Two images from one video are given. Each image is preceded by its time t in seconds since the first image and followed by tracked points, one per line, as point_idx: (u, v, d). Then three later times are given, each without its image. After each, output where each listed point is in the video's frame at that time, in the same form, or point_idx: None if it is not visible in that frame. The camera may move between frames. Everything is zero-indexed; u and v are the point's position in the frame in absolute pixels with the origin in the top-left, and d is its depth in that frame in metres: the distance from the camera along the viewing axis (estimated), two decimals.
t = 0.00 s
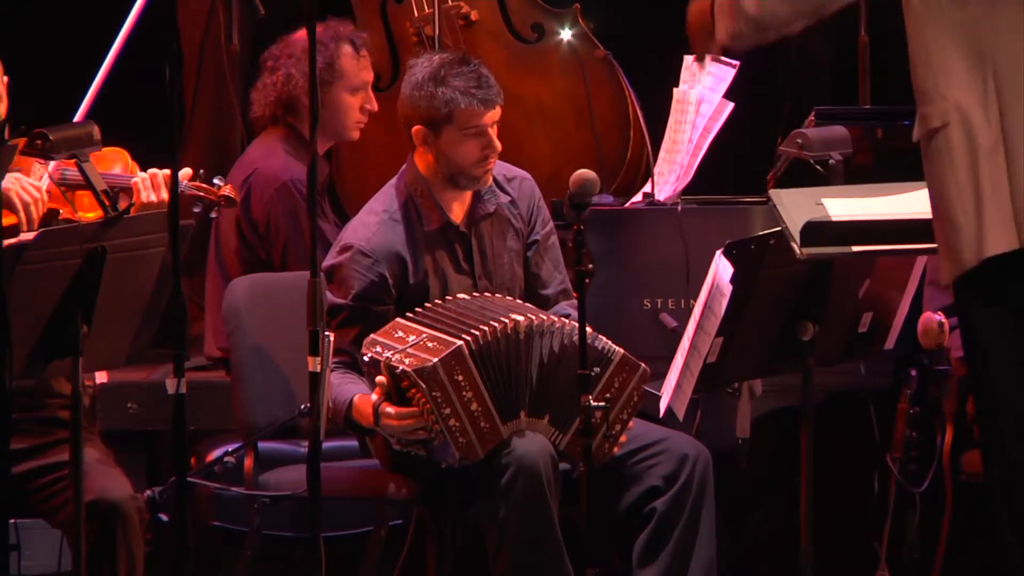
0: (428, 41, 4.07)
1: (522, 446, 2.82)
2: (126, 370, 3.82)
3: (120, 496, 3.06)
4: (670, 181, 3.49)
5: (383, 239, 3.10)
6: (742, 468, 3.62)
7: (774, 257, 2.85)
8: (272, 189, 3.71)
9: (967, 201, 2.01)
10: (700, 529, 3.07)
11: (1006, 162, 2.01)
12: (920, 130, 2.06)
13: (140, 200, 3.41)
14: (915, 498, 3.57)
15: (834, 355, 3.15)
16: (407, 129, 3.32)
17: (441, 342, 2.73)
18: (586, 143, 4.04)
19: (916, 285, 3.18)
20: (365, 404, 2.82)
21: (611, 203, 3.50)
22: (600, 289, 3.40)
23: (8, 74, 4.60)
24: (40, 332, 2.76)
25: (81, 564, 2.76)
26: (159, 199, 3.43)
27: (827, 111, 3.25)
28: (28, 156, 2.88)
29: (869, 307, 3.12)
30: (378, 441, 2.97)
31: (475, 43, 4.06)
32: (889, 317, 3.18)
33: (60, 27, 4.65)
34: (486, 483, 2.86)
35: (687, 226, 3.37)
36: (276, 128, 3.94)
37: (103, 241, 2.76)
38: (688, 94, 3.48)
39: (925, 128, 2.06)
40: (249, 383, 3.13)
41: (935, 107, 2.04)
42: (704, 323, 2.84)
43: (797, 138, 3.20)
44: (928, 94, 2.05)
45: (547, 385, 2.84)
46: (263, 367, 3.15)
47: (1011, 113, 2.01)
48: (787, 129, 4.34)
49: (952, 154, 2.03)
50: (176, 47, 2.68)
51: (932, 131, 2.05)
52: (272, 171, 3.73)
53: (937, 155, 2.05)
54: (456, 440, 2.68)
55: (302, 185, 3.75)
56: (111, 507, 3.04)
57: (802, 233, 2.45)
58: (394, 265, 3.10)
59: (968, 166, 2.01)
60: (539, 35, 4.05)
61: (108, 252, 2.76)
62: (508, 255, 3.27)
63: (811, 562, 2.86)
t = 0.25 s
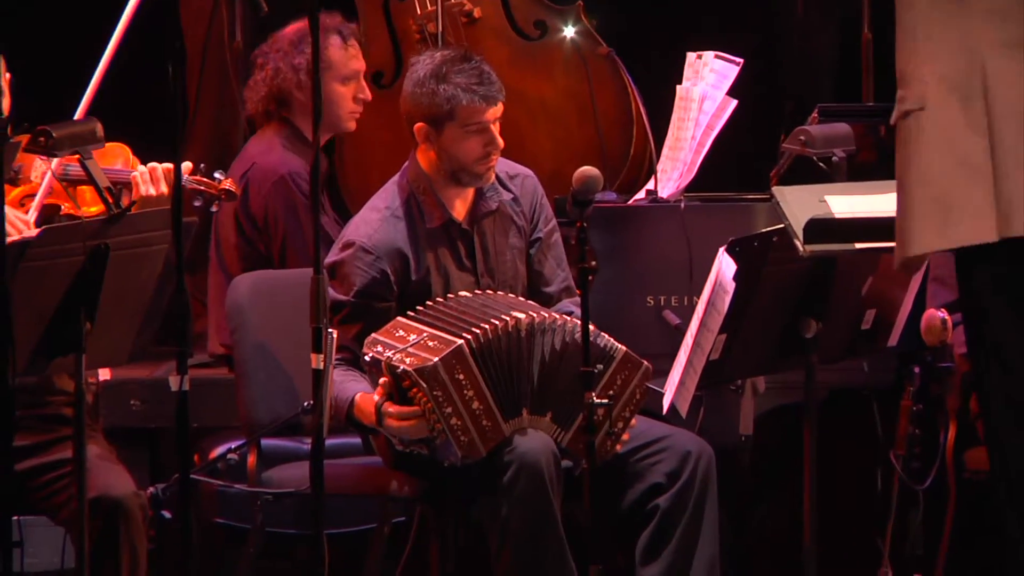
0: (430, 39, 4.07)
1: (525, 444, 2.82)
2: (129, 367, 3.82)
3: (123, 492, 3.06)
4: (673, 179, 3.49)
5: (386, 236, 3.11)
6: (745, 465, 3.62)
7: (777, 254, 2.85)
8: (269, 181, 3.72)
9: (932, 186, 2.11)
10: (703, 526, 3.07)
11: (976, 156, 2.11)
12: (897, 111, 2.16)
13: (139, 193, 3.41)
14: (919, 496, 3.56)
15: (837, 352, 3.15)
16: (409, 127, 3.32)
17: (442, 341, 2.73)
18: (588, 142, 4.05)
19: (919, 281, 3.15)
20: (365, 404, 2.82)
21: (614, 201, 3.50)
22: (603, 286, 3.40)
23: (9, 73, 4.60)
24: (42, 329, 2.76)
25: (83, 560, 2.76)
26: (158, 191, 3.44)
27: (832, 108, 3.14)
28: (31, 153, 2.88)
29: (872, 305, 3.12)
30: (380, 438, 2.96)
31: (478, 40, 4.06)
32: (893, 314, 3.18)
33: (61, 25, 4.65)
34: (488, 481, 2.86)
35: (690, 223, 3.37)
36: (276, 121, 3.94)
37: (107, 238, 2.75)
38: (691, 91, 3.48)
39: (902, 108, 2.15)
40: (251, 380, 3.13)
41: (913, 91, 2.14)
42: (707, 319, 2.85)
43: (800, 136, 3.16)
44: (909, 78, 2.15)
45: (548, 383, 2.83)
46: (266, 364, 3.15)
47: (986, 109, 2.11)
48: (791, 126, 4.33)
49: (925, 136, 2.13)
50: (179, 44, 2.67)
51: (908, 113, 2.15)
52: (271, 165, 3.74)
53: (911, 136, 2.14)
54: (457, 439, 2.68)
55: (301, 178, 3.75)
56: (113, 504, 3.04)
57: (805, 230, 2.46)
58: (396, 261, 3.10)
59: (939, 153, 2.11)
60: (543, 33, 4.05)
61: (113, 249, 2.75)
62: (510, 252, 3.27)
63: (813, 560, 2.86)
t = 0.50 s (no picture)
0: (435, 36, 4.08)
1: (532, 442, 2.82)
2: (135, 365, 3.83)
3: (129, 491, 3.06)
4: (679, 177, 3.50)
5: (388, 227, 3.11)
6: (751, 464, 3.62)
7: (784, 251, 2.85)
8: (271, 176, 3.71)
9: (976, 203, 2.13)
10: (710, 525, 3.07)
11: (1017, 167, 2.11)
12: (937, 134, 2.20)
13: (141, 186, 3.44)
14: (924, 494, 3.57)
15: (844, 351, 3.15)
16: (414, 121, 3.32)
17: (443, 346, 2.72)
18: (595, 137, 4.05)
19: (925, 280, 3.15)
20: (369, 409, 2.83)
21: (620, 198, 3.50)
22: (609, 284, 3.39)
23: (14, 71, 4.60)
24: (49, 328, 2.76)
25: (91, 560, 2.75)
26: (159, 184, 3.47)
27: (837, 107, 3.15)
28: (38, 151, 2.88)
29: (878, 303, 3.13)
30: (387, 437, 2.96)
31: (483, 38, 4.06)
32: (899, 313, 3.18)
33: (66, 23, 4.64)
34: (495, 479, 2.86)
35: (696, 222, 3.37)
36: (279, 120, 3.93)
37: (113, 236, 2.75)
38: (697, 90, 3.49)
39: (941, 131, 2.20)
40: (257, 378, 3.14)
41: (949, 112, 2.18)
42: (713, 318, 2.82)
43: (807, 134, 3.14)
44: (945, 101, 2.19)
45: (555, 381, 2.83)
46: (272, 363, 3.16)
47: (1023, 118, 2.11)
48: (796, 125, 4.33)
49: (965, 155, 2.15)
50: (186, 43, 2.67)
51: (947, 135, 2.19)
52: (272, 162, 3.73)
53: (952, 156, 2.18)
54: (467, 443, 2.69)
55: (305, 173, 3.73)
56: (120, 503, 3.04)
57: (811, 228, 2.45)
58: (398, 253, 3.11)
59: (977, 169, 2.14)
60: (549, 31, 4.03)
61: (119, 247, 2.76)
62: (516, 247, 3.26)
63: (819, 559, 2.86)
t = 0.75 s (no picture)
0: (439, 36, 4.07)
1: (532, 442, 2.83)
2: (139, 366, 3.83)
3: (133, 491, 3.06)
4: (684, 177, 3.48)
5: (389, 226, 3.11)
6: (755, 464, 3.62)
7: (789, 250, 2.85)
8: (272, 172, 3.72)
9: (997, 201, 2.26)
10: (714, 525, 3.06)
11: None
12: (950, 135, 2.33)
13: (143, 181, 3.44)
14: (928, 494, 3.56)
15: (848, 351, 3.14)
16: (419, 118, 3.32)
17: (446, 343, 2.72)
18: (600, 138, 4.05)
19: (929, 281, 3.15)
20: (374, 408, 2.84)
21: (624, 199, 3.50)
22: (612, 284, 3.39)
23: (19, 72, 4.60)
24: (53, 327, 2.75)
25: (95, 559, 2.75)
26: (161, 179, 3.47)
27: (842, 107, 3.14)
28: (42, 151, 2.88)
29: (882, 303, 3.11)
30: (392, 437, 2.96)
31: (486, 37, 4.06)
32: (903, 313, 3.17)
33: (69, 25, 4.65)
34: (498, 479, 2.86)
35: (700, 221, 3.37)
36: (281, 120, 3.93)
37: (116, 236, 2.75)
38: (701, 90, 3.50)
39: (955, 132, 2.32)
40: (261, 378, 3.13)
41: (964, 113, 2.30)
42: (717, 318, 2.82)
43: (810, 134, 3.16)
44: (959, 103, 2.32)
45: (558, 380, 2.83)
46: (275, 363, 3.15)
47: None
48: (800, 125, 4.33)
49: (983, 155, 2.29)
50: (190, 43, 2.67)
51: (961, 136, 2.32)
52: (271, 157, 3.75)
53: (968, 157, 2.31)
54: (466, 440, 2.68)
55: (306, 170, 3.76)
56: (123, 503, 3.04)
57: (815, 229, 2.45)
58: (399, 251, 3.10)
59: (995, 168, 2.27)
60: (553, 31, 4.05)
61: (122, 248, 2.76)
62: (519, 246, 3.26)
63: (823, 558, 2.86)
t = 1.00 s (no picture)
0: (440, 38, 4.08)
1: (534, 442, 2.83)
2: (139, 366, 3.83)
3: (133, 492, 3.06)
4: (684, 177, 3.48)
5: (395, 226, 3.10)
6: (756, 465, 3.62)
7: (789, 251, 2.85)
8: (274, 169, 3.73)
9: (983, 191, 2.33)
10: (716, 524, 3.07)
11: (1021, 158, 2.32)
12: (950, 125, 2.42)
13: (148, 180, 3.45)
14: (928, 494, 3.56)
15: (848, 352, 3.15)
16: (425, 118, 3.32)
17: (452, 338, 2.72)
18: (601, 137, 4.05)
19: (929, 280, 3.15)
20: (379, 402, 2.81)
21: (625, 199, 3.50)
22: (614, 285, 3.39)
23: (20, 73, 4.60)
24: (54, 327, 2.75)
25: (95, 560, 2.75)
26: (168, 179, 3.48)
27: (842, 107, 3.13)
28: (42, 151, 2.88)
29: (882, 303, 3.10)
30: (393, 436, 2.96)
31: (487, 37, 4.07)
32: (903, 312, 3.17)
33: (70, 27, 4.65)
34: (499, 479, 2.86)
35: (701, 222, 3.37)
36: (280, 121, 3.92)
37: (117, 237, 2.74)
38: (702, 90, 3.50)
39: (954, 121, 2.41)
40: (261, 380, 3.13)
41: (962, 104, 2.39)
42: (718, 318, 2.82)
43: (811, 135, 3.15)
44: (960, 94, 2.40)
45: (561, 380, 2.84)
46: (276, 365, 3.15)
47: None
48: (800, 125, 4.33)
49: (975, 146, 2.37)
50: (191, 43, 2.67)
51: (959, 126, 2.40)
52: (272, 155, 3.76)
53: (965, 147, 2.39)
54: (469, 436, 2.68)
55: (307, 166, 3.77)
56: (124, 504, 3.04)
57: (815, 229, 2.45)
58: (406, 250, 3.10)
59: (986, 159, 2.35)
60: (553, 32, 4.06)
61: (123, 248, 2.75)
62: (523, 247, 3.27)
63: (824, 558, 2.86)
